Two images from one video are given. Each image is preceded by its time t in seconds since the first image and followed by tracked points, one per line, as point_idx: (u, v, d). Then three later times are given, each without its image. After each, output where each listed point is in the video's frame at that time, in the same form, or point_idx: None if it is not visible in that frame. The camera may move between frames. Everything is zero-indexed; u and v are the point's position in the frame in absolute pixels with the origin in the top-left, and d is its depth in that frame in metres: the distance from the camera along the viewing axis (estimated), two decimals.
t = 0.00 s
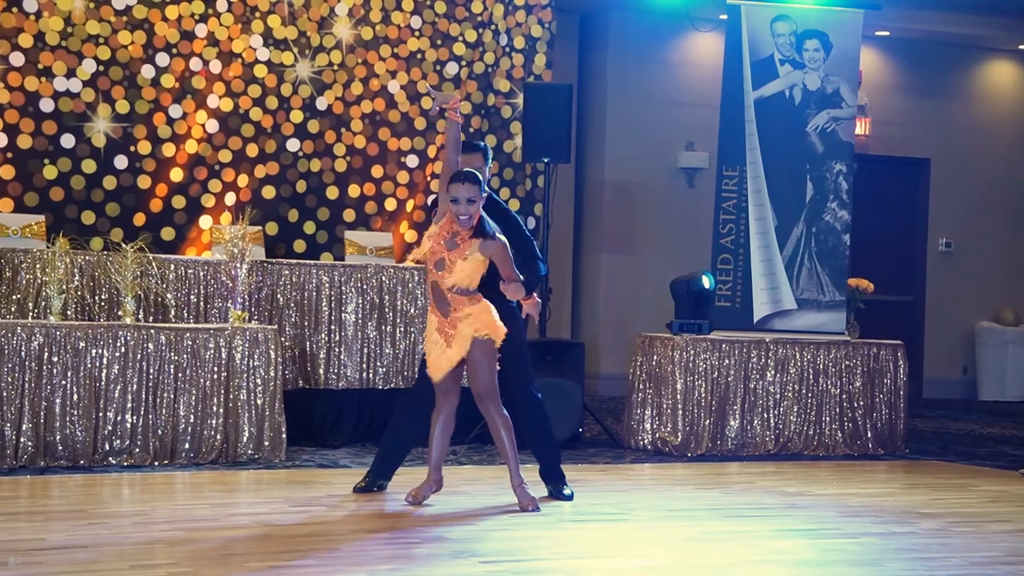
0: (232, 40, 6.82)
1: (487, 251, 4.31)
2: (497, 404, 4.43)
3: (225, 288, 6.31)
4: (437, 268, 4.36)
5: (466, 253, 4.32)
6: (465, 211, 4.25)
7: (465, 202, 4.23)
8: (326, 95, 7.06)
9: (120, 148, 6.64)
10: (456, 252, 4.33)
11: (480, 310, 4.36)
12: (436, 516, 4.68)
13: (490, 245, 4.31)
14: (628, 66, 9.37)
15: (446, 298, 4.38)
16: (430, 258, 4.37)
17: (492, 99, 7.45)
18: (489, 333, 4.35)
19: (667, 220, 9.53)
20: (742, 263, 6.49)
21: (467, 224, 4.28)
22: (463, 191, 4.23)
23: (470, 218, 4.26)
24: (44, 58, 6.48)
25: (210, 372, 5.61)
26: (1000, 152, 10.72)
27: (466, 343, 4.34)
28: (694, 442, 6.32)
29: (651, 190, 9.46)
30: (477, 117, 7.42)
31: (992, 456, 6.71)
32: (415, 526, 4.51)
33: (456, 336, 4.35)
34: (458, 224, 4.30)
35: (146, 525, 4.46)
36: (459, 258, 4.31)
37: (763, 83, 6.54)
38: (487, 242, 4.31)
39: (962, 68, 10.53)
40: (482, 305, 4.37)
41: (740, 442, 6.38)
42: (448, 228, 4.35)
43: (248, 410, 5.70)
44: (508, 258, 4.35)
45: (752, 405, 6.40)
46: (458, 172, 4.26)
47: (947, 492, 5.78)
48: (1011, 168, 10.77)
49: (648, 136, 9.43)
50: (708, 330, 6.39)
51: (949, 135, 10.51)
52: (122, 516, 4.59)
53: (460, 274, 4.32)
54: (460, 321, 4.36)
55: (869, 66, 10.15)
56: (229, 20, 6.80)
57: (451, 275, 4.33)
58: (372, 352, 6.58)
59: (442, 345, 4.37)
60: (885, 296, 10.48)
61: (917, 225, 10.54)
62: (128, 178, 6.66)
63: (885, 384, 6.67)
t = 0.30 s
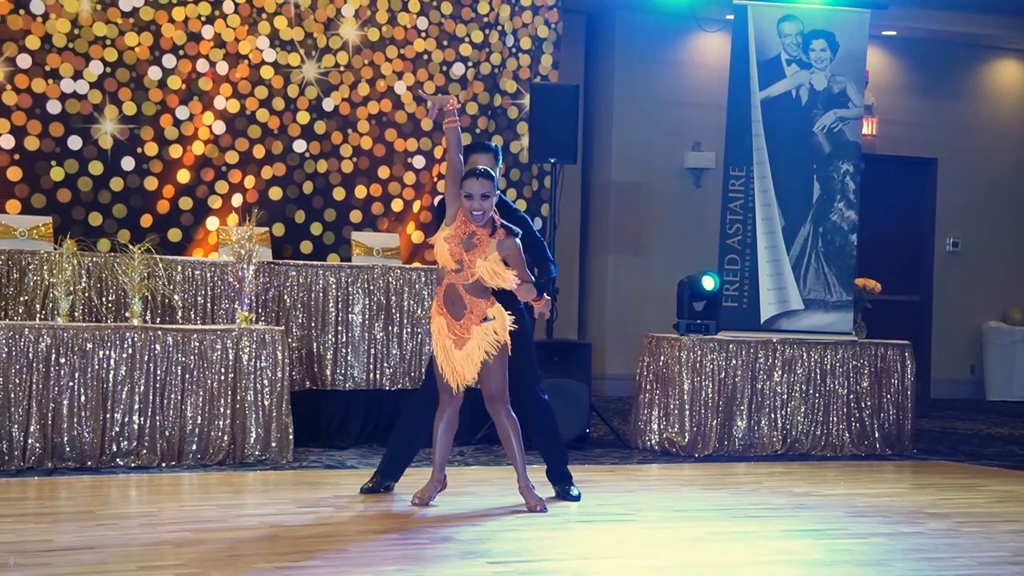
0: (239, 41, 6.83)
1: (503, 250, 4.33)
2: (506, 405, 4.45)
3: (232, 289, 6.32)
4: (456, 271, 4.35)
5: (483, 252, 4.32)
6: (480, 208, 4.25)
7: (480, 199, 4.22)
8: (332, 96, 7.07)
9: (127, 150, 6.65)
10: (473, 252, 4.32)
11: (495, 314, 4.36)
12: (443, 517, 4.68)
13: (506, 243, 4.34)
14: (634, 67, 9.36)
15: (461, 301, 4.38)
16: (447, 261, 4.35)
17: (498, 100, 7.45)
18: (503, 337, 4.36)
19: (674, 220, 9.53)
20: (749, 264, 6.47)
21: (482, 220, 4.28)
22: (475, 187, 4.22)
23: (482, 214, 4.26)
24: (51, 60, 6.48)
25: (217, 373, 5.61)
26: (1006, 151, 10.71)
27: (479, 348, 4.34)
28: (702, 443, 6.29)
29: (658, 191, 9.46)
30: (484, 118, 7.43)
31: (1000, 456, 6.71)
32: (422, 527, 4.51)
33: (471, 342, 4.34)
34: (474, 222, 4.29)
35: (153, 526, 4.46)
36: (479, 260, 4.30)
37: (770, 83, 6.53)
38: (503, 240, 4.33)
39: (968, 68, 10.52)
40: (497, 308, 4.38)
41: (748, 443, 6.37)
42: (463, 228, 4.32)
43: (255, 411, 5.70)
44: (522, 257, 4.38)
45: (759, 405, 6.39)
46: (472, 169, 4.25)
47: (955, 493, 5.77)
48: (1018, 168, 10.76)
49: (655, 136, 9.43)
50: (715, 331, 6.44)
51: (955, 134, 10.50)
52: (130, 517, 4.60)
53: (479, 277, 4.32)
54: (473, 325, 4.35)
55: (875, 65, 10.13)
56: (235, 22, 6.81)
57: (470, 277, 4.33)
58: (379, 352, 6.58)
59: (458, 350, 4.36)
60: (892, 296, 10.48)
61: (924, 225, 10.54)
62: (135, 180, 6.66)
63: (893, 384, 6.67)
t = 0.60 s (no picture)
0: (242, 44, 6.84)
1: (497, 252, 4.28)
2: (508, 406, 4.44)
3: (235, 291, 6.31)
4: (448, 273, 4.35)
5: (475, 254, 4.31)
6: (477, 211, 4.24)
7: (477, 200, 4.21)
8: (336, 98, 7.09)
9: (130, 152, 6.65)
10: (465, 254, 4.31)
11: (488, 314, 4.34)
12: (447, 519, 4.67)
13: (501, 245, 4.28)
14: (636, 69, 9.38)
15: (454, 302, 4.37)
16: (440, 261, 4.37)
17: (501, 102, 7.46)
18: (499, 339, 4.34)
19: (676, 222, 9.54)
20: (752, 264, 6.53)
21: (479, 222, 4.26)
22: (474, 189, 4.21)
23: (480, 216, 4.25)
24: (54, 63, 6.48)
25: (220, 375, 5.60)
26: (1007, 154, 10.72)
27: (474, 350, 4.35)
28: (705, 445, 6.30)
29: (661, 194, 9.47)
30: (487, 120, 7.43)
31: (1002, 458, 6.70)
32: (426, 529, 4.50)
33: (465, 345, 4.34)
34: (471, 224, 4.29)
35: (157, 529, 4.45)
36: (469, 261, 4.30)
37: (773, 85, 6.58)
38: (497, 242, 4.28)
39: (970, 71, 10.53)
40: (491, 310, 4.35)
41: (751, 445, 6.36)
42: (458, 229, 4.33)
43: (259, 413, 5.69)
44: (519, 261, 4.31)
45: (762, 407, 6.38)
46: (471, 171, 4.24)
47: (958, 494, 5.77)
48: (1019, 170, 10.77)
49: (657, 138, 9.44)
50: (719, 332, 6.39)
51: (957, 137, 10.51)
52: (133, 520, 4.58)
53: (469, 279, 4.31)
54: (467, 326, 4.35)
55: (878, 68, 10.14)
56: (239, 24, 6.82)
57: (461, 279, 4.33)
58: (382, 355, 6.57)
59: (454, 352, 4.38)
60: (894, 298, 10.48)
61: (925, 227, 10.55)
62: (138, 182, 6.67)
63: (896, 386, 6.66)
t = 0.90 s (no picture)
0: (244, 45, 6.84)
1: (492, 252, 4.27)
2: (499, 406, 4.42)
3: (238, 293, 6.31)
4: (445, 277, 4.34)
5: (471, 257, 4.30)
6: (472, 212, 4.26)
7: (477, 202, 4.24)
8: (338, 100, 7.08)
9: (133, 154, 6.66)
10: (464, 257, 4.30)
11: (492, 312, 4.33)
12: (450, 521, 4.67)
13: (496, 245, 4.26)
14: (638, 70, 9.37)
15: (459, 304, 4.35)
16: (437, 269, 4.35)
17: (504, 104, 7.46)
18: (502, 335, 4.34)
19: (678, 223, 9.54)
20: (753, 265, 6.56)
21: (474, 224, 4.28)
22: (470, 190, 4.24)
23: (477, 218, 4.28)
24: (56, 65, 6.49)
25: (222, 376, 5.60)
26: (1010, 155, 10.71)
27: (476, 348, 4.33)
28: (707, 446, 6.30)
29: (664, 195, 9.47)
30: (490, 121, 7.43)
31: (1004, 459, 6.70)
32: (429, 531, 4.50)
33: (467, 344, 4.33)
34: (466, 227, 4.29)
35: (159, 531, 4.45)
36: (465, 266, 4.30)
37: (776, 87, 6.59)
38: (492, 242, 4.26)
39: (972, 71, 10.52)
40: (496, 307, 4.34)
41: (754, 446, 6.36)
42: (453, 234, 4.31)
43: (261, 415, 5.69)
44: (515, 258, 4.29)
45: (765, 408, 6.38)
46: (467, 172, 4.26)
47: (961, 496, 5.76)
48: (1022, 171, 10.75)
49: (659, 139, 9.44)
50: (722, 334, 6.38)
51: (960, 138, 10.50)
52: (135, 521, 4.58)
53: (470, 282, 4.31)
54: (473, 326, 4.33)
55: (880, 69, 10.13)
56: (241, 26, 6.83)
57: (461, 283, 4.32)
58: (384, 356, 6.57)
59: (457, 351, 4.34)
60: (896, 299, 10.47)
61: (928, 228, 10.54)
62: (141, 183, 6.69)
63: (899, 388, 6.65)
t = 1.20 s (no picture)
0: (244, 48, 6.85)
1: (493, 249, 4.25)
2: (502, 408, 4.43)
3: (237, 295, 6.30)
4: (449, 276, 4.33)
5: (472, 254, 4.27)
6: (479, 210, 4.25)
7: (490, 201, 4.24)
8: (338, 102, 7.08)
9: (133, 156, 6.68)
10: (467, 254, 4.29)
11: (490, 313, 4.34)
12: (449, 522, 4.67)
13: (498, 241, 4.25)
14: (638, 71, 9.37)
15: (458, 302, 4.38)
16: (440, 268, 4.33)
17: (503, 106, 7.46)
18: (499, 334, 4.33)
19: (678, 225, 9.53)
20: (753, 267, 6.55)
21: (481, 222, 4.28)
22: (481, 189, 4.23)
23: (486, 216, 4.28)
24: (56, 67, 6.51)
25: (222, 379, 5.59)
26: (1010, 156, 10.70)
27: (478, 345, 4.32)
28: (707, 448, 6.31)
29: (664, 196, 9.48)
30: (489, 123, 7.43)
31: (1005, 461, 6.69)
32: (428, 532, 4.50)
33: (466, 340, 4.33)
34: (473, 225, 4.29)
35: (159, 533, 4.45)
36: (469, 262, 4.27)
37: (776, 88, 6.59)
38: (493, 239, 4.26)
39: (972, 72, 10.52)
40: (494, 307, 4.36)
41: (754, 448, 6.36)
42: (454, 233, 4.31)
43: (261, 417, 5.69)
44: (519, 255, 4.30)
45: (765, 410, 6.38)
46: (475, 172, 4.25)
47: (961, 497, 5.76)
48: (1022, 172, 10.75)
49: (660, 141, 9.44)
50: (722, 335, 6.38)
51: (960, 138, 10.50)
52: (135, 523, 4.58)
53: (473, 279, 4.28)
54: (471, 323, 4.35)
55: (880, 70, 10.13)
56: (240, 28, 6.84)
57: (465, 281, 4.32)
58: (384, 359, 6.57)
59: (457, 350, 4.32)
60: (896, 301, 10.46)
61: (928, 230, 10.54)
62: (141, 186, 6.71)
63: (899, 389, 6.65)
